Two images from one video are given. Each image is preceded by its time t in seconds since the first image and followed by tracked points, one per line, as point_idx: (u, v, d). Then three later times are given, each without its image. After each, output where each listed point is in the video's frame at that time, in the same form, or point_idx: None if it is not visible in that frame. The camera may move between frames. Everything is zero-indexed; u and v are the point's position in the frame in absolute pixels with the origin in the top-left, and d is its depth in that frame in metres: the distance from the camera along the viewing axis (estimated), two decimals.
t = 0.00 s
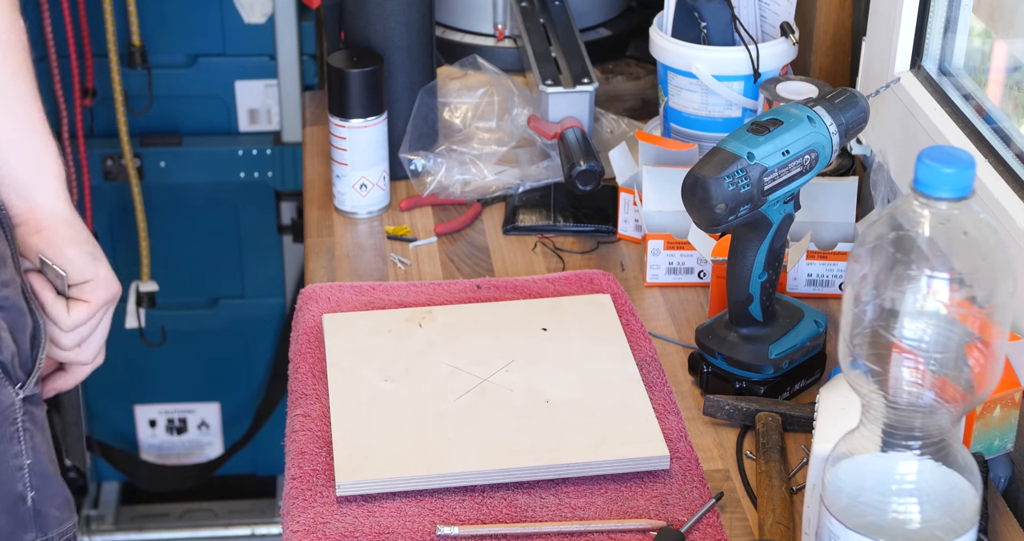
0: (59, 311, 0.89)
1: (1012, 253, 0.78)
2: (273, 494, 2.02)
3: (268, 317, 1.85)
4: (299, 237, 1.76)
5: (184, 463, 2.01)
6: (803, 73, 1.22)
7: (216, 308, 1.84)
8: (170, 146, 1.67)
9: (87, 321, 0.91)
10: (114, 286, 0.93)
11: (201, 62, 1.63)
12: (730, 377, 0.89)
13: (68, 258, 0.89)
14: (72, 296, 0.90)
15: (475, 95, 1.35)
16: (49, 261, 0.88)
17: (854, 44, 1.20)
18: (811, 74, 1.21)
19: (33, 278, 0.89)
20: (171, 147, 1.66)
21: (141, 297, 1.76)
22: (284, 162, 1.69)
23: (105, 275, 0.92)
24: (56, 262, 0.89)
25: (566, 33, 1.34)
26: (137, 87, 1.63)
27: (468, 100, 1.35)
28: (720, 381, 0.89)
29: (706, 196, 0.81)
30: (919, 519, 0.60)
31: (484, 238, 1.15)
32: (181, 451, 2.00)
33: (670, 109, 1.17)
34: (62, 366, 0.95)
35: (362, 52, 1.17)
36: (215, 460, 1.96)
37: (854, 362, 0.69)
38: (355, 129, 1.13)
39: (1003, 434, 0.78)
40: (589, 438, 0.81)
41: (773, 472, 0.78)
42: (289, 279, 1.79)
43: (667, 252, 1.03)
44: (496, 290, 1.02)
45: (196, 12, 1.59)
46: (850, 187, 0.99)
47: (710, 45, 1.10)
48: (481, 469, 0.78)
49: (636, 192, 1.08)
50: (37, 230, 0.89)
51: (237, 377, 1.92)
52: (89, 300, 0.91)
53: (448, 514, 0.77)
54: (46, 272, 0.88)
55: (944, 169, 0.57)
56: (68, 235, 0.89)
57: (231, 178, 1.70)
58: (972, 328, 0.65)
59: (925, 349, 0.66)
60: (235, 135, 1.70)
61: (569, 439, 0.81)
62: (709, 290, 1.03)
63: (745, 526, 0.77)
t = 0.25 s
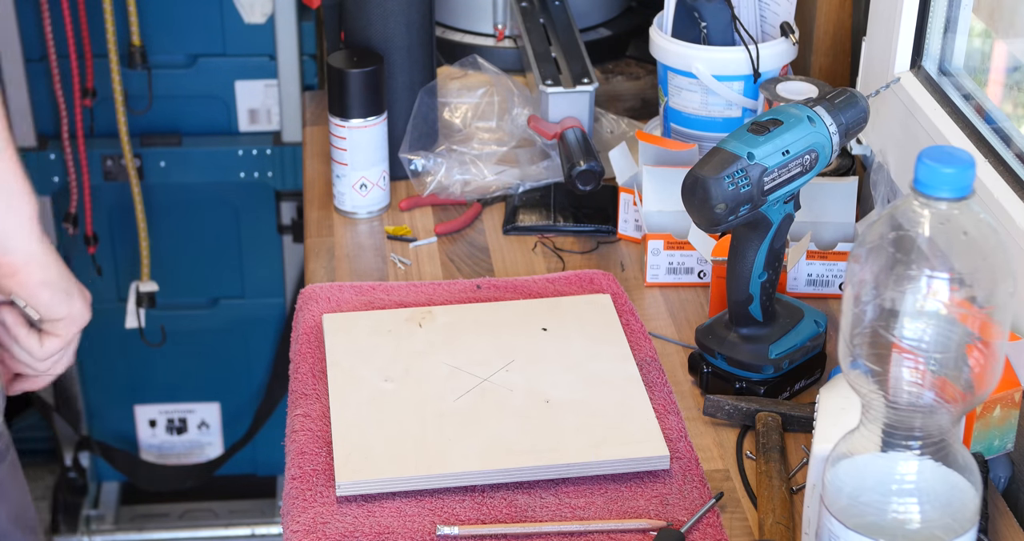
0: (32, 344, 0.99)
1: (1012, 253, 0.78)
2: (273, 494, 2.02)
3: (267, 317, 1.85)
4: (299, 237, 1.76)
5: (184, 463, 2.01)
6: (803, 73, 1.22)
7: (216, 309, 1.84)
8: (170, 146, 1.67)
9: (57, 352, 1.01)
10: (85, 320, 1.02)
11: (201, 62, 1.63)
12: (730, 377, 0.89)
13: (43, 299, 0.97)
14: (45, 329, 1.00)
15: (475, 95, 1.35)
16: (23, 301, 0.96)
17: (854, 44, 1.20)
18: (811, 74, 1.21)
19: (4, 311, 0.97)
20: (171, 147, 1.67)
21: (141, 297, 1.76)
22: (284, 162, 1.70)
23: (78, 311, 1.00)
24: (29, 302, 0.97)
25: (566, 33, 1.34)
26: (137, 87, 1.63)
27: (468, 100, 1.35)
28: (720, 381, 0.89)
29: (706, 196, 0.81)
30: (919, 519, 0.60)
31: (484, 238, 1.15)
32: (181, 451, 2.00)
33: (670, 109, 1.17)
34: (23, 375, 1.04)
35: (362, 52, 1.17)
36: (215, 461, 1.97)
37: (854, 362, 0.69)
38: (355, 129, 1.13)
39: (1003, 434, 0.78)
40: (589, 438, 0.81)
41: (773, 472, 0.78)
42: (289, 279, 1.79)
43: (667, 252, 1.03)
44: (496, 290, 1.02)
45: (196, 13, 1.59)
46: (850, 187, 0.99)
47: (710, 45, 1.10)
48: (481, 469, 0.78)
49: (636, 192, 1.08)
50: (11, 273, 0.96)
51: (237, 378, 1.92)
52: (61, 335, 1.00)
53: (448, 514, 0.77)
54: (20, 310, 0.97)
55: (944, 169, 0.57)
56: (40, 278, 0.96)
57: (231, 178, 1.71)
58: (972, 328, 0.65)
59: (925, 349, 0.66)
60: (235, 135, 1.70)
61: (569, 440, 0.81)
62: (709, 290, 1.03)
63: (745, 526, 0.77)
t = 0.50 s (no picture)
0: None
1: (1012, 253, 0.78)
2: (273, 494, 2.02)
3: (267, 317, 1.85)
4: (299, 237, 1.76)
5: (184, 463, 2.01)
6: (803, 74, 1.22)
7: (216, 308, 1.84)
8: (170, 147, 1.67)
9: None
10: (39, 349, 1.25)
11: (201, 62, 1.63)
12: (730, 377, 0.89)
13: None
14: None
15: (475, 95, 1.35)
16: None
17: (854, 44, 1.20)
18: (811, 74, 1.21)
19: None
20: (171, 148, 1.67)
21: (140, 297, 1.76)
22: (284, 163, 1.70)
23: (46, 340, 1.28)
24: None
25: (567, 33, 1.34)
26: (137, 88, 1.63)
27: (468, 100, 1.35)
28: (720, 381, 0.89)
29: (706, 196, 0.81)
30: (919, 519, 0.60)
31: (484, 238, 1.15)
32: (181, 452, 2.00)
33: (670, 109, 1.17)
34: None
35: (362, 52, 1.17)
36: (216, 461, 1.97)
37: (854, 362, 0.69)
38: (355, 129, 1.13)
39: (1003, 434, 0.78)
40: (589, 438, 0.81)
41: (773, 472, 0.78)
42: (289, 279, 1.79)
43: (667, 252, 1.03)
44: (496, 290, 1.02)
45: (195, 12, 1.59)
46: (850, 187, 0.99)
47: (710, 46, 1.10)
48: (481, 469, 0.78)
49: (636, 192, 1.08)
50: None
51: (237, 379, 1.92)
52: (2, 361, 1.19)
53: (448, 514, 0.77)
54: None
55: (944, 169, 0.57)
56: None
57: (231, 178, 1.71)
58: (972, 328, 0.65)
59: (925, 349, 0.66)
60: (235, 135, 1.70)
61: (569, 439, 0.81)
62: (709, 290, 1.03)
63: (745, 526, 0.77)
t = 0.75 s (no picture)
0: None
1: (1012, 253, 0.78)
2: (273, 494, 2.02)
3: (268, 317, 1.85)
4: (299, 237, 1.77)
5: (184, 463, 2.01)
6: (803, 74, 1.22)
7: (216, 309, 1.84)
8: (170, 147, 1.67)
9: None
10: None
11: (201, 62, 1.63)
12: (730, 377, 0.89)
13: None
14: None
15: (475, 95, 1.35)
16: None
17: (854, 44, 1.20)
18: (811, 74, 1.21)
19: None
20: (171, 148, 1.67)
21: (140, 297, 1.75)
22: (284, 163, 1.70)
23: None
24: None
25: (567, 33, 1.34)
26: (138, 88, 1.63)
27: (468, 100, 1.35)
28: (720, 381, 0.89)
29: (706, 196, 0.81)
30: (919, 519, 0.60)
31: (484, 238, 1.15)
32: (181, 451, 2.00)
33: (670, 109, 1.17)
34: None
35: (362, 52, 1.17)
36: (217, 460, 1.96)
37: (854, 362, 0.69)
38: (355, 129, 1.13)
39: (1003, 434, 0.78)
40: (589, 438, 0.81)
41: (773, 472, 0.78)
42: (290, 279, 1.79)
43: (667, 252, 1.03)
44: (496, 290, 1.02)
45: (196, 12, 1.59)
46: (850, 187, 0.99)
47: (710, 45, 1.10)
48: (481, 469, 0.78)
49: (636, 192, 1.08)
50: None
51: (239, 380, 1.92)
52: None
53: (448, 514, 0.77)
54: None
55: (944, 169, 0.57)
56: None
57: (231, 178, 1.71)
58: (972, 328, 0.65)
59: (925, 349, 0.66)
60: (235, 135, 1.70)
61: (569, 439, 0.81)
62: (709, 290, 1.03)
63: (745, 526, 0.77)
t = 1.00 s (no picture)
0: None
1: (1012, 253, 0.78)
2: (273, 494, 2.02)
3: (268, 316, 1.85)
4: (299, 237, 1.77)
5: (183, 464, 2.00)
6: (803, 74, 1.22)
7: (216, 308, 1.84)
8: (170, 147, 1.66)
9: None
10: None
11: (201, 62, 1.63)
12: (730, 377, 0.89)
13: None
14: None
15: (475, 95, 1.35)
16: None
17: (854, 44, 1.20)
18: (811, 74, 1.21)
19: None
20: (170, 148, 1.66)
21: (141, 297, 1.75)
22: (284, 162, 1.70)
23: None
24: None
25: (567, 33, 1.34)
26: (138, 88, 1.63)
27: (468, 100, 1.35)
28: (720, 381, 0.89)
29: (706, 196, 0.81)
30: (919, 519, 0.60)
31: (484, 238, 1.15)
32: (180, 452, 1.99)
33: (670, 109, 1.17)
34: None
35: (362, 52, 1.17)
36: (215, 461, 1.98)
37: (854, 362, 0.69)
38: (355, 129, 1.13)
39: (1003, 434, 0.78)
40: (589, 438, 0.81)
41: (773, 472, 0.78)
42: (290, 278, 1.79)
43: (667, 252, 1.03)
44: (496, 290, 1.02)
45: (196, 12, 1.59)
46: (850, 187, 0.99)
47: (710, 46, 1.10)
48: (481, 469, 0.78)
49: (636, 192, 1.08)
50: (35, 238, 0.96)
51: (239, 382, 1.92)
52: None
53: (448, 514, 0.77)
54: None
55: (944, 169, 0.57)
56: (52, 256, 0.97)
57: (231, 178, 1.70)
58: (972, 328, 0.65)
59: (925, 349, 0.66)
60: (235, 135, 1.70)
61: (569, 439, 0.81)
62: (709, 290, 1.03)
63: (745, 526, 0.77)
